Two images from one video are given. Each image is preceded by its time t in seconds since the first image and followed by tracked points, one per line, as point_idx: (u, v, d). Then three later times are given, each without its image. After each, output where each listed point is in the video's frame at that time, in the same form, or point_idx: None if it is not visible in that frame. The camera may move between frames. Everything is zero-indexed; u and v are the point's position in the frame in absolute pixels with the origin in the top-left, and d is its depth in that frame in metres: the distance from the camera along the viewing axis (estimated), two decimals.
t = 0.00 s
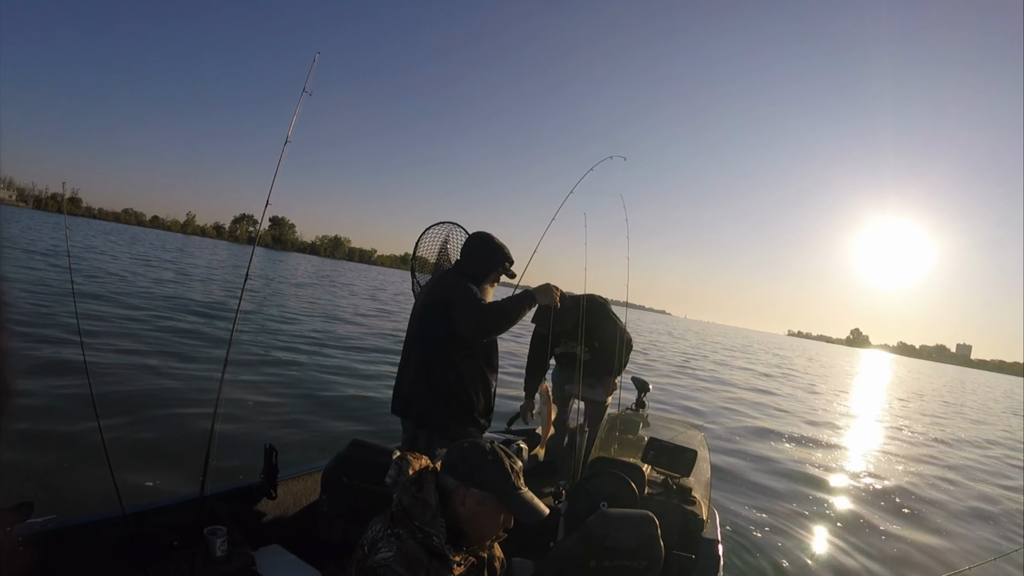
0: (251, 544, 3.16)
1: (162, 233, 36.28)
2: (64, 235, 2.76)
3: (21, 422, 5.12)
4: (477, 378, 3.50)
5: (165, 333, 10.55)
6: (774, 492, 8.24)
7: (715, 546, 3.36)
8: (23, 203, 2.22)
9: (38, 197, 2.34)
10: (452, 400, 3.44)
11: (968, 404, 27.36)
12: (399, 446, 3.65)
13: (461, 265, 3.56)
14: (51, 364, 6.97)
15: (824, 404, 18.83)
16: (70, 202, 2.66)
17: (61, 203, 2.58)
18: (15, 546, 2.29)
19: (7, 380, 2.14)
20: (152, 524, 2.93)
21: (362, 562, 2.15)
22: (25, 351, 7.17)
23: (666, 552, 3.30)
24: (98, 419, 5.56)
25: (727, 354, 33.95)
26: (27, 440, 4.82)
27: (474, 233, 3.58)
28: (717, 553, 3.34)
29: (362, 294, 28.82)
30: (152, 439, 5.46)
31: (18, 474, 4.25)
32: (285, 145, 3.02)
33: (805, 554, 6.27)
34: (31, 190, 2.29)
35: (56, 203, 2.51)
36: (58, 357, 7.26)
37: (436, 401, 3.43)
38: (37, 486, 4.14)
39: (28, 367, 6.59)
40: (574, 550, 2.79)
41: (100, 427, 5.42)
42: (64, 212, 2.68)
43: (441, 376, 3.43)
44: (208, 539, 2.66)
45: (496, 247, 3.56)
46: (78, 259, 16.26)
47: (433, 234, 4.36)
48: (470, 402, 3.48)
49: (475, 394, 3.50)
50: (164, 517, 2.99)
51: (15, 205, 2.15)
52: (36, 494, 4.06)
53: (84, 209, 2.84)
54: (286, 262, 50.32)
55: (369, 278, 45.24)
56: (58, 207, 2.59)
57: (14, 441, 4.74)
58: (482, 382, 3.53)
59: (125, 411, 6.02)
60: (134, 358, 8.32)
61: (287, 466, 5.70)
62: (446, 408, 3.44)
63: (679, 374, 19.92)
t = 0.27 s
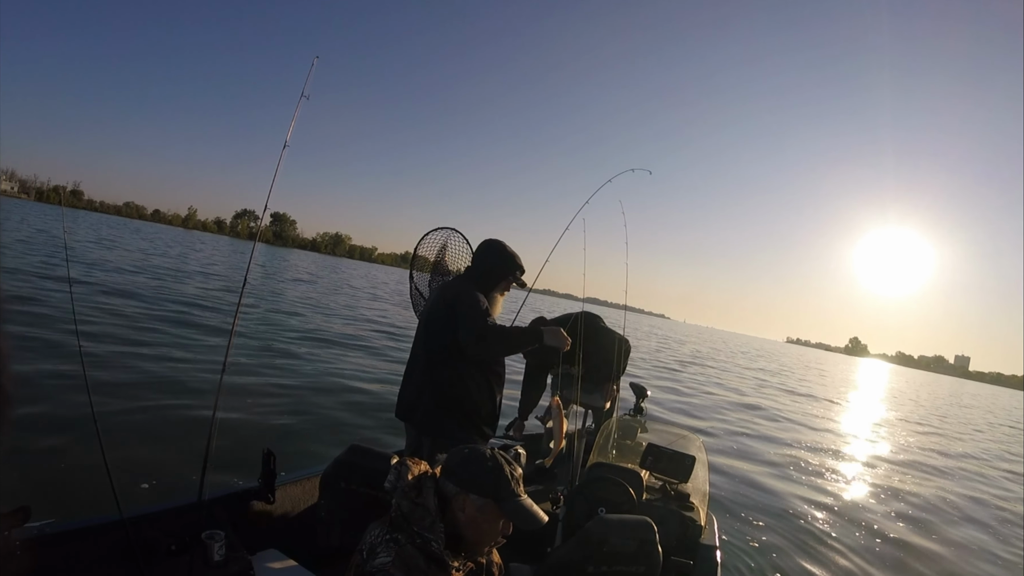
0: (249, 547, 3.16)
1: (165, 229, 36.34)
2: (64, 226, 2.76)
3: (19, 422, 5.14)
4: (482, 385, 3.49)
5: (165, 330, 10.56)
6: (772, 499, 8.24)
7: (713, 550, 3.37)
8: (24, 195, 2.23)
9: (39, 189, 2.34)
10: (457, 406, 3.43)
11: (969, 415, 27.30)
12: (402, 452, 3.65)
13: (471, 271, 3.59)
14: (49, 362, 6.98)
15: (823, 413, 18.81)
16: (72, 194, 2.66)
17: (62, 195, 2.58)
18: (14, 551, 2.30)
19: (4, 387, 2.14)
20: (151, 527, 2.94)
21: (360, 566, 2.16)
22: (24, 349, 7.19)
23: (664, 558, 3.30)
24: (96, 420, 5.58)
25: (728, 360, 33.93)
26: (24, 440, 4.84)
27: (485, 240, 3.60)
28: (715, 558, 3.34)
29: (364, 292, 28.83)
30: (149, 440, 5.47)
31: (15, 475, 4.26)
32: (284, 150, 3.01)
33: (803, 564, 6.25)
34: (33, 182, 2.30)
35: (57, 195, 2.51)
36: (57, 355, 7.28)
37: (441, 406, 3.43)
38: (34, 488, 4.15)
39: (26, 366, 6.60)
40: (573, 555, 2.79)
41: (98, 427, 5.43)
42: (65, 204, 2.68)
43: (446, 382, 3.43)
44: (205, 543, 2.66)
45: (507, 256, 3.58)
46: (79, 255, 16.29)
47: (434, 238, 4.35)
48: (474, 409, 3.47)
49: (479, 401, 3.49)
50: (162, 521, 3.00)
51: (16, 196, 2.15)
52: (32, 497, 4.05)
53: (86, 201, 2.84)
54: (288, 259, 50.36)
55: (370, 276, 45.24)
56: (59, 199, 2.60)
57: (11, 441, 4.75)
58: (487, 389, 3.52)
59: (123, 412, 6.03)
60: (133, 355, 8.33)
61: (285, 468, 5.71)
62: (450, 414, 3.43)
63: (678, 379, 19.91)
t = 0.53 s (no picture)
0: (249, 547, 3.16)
1: (164, 227, 36.32)
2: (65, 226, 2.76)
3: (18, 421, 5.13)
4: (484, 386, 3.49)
5: (165, 329, 10.56)
6: (771, 500, 8.24)
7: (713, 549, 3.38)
8: (24, 192, 2.21)
9: (40, 186, 2.32)
10: (457, 408, 3.44)
11: (967, 417, 27.31)
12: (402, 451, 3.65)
13: (475, 273, 3.59)
14: (49, 361, 6.98)
15: (821, 413, 18.82)
16: (73, 192, 2.66)
17: (63, 193, 2.57)
18: (15, 550, 2.30)
19: (6, 385, 2.13)
20: (152, 527, 2.94)
21: (361, 566, 2.15)
22: (24, 347, 7.19)
23: (664, 557, 3.29)
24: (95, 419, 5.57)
25: (727, 360, 33.91)
26: (24, 439, 4.84)
27: (491, 241, 3.60)
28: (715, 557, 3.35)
29: (363, 291, 28.82)
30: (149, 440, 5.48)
31: (14, 473, 4.26)
32: (284, 149, 3.00)
33: (802, 564, 6.25)
34: (33, 178, 2.29)
35: (59, 193, 2.51)
36: (56, 354, 7.27)
37: (441, 407, 3.43)
38: (33, 488, 4.14)
39: (26, 364, 6.60)
40: (572, 554, 2.79)
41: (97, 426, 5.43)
42: (67, 202, 2.68)
43: (448, 382, 3.43)
44: (206, 543, 2.66)
45: (512, 259, 3.59)
46: (80, 253, 16.30)
47: (433, 236, 4.34)
48: (475, 410, 3.48)
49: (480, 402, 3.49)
50: (162, 520, 3.00)
51: (16, 193, 2.14)
52: (33, 498, 4.06)
53: (86, 198, 2.83)
54: (287, 258, 50.33)
55: (370, 275, 45.21)
56: (60, 197, 2.59)
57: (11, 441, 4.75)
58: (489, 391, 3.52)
59: (124, 411, 6.04)
60: (133, 354, 8.33)
61: (284, 467, 5.71)
62: (451, 416, 3.44)
63: (677, 380, 19.91)
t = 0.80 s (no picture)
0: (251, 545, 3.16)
1: (163, 227, 36.29)
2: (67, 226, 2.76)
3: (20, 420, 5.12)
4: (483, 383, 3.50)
5: (165, 328, 10.55)
6: (771, 497, 8.25)
7: (715, 546, 3.38)
8: (25, 193, 2.21)
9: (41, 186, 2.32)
10: (457, 405, 3.45)
11: (965, 415, 27.37)
12: (401, 446, 3.66)
13: (476, 270, 3.60)
14: (50, 360, 6.97)
15: (821, 412, 18.84)
16: (73, 193, 2.65)
17: (63, 193, 2.56)
18: (15, 547, 2.30)
19: (8, 383, 2.12)
20: (152, 525, 2.93)
21: (365, 563, 2.17)
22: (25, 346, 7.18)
23: (666, 554, 3.30)
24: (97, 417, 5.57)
25: (726, 359, 33.94)
26: (25, 438, 4.83)
27: (492, 240, 3.61)
28: (717, 554, 3.36)
29: (362, 291, 28.81)
30: (150, 438, 5.47)
31: (17, 472, 4.25)
32: (284, 145, 3.00)
33: (802, 561, 6.26)
34: (34, 179, 2.28)
35: (60, 193, 2.50)
36: (56, 353, 7.26)
37: (442, 403, 3.43)
38: (35, 486, 4.14)
39: (27, 363, 6.59)
40: (575, 552, 2.79)
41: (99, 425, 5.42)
42: (67, 203, 2.67)
43: (448, 379, 3.44)
44: (207, 540, 2.65)
45: (514, 257, 3.59)
46: (79, 253, 16.27)
47: (435, 234, 4.35)
48: (475, 408, 3.49)
49: (479, 400, 3.50)
50: (163, 518, 2.99)
51: (17, 194, 2.13)
52: (35, 494, 4.06)
53: (86, 199, 2.82)
54: (287, 258, 50.30)
55: (369, 275, 45.20)
56: (61, 197, 2.58)
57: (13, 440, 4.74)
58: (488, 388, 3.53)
59: (125, 409, 6.03)
60: (133, 353, 8.32)
61: (285, 466, 5.71)
62: (451, 412, 3.44)
63: (677, 379, 19.92)
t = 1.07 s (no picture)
0: (252, 542, 3.15)
1: (163, 231, 36.27)
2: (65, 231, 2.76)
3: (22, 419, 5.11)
4: (484, 380, 3.52)
5: (166, 329, 10.55)
6: (773, 494, 8.25)
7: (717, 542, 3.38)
8: (23, 197, 2.20)
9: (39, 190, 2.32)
10: (458, 401, 3.46)
11: (967, 412, 27.34)
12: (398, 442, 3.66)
13: (476, 268, 3.60)
14: (51, 360, 6.95)
15: (822, 409, 18.82)
16: (71, 199, 2.64)
17: (61, 198, 2.56)
18: (17, 543, 2.29)
19: (10, 377, 2.12)
20: (155, 523, 2.92)
21: (362, 559, 2.16)
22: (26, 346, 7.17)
23: (668, 551, 3.30)
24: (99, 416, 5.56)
25: (727, 358, 33.92)
26: (28, 436, 4.82)
27: (492, 239, 3.62)
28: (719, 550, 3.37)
29: (363, 293, 28.78)
30: (153, 437, 5.47)
31: (19, 470, 4.25)
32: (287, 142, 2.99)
33: (805, 558, 6.25)
34: (32, 184, 2.28)
35: (58, 197, 2.50)
36: (58, 353, 7.26)
37: (442, 402, 3.44)
38: (39, 483, 4.13)
39: (28, 364, 6.58)
40: (576, 548, 2.79)
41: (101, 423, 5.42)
42: (65, 208, 2.67)
43: (449, 376, 3.44)
44: (209, 537, 2.65)
45: (514, 257, 3.60)
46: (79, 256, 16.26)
47: (436, 233, 4.36)
48: (475, 404, 3.51)
49: (480, 396, 3.52)
50: (165, 516, 2.99)
51: (15, 197, 2.13)
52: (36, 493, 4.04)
53: (83, 205, 2.81)
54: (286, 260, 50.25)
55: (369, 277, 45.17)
56: (58, 202, 2.58)
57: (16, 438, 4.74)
58: (488, 384, 3.55)
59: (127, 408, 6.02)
60: (135, 353, 8.31)
61: (287, 464, 5.70)
62: (452, 409, 3.45)
63: (678, 378, 19.90)
